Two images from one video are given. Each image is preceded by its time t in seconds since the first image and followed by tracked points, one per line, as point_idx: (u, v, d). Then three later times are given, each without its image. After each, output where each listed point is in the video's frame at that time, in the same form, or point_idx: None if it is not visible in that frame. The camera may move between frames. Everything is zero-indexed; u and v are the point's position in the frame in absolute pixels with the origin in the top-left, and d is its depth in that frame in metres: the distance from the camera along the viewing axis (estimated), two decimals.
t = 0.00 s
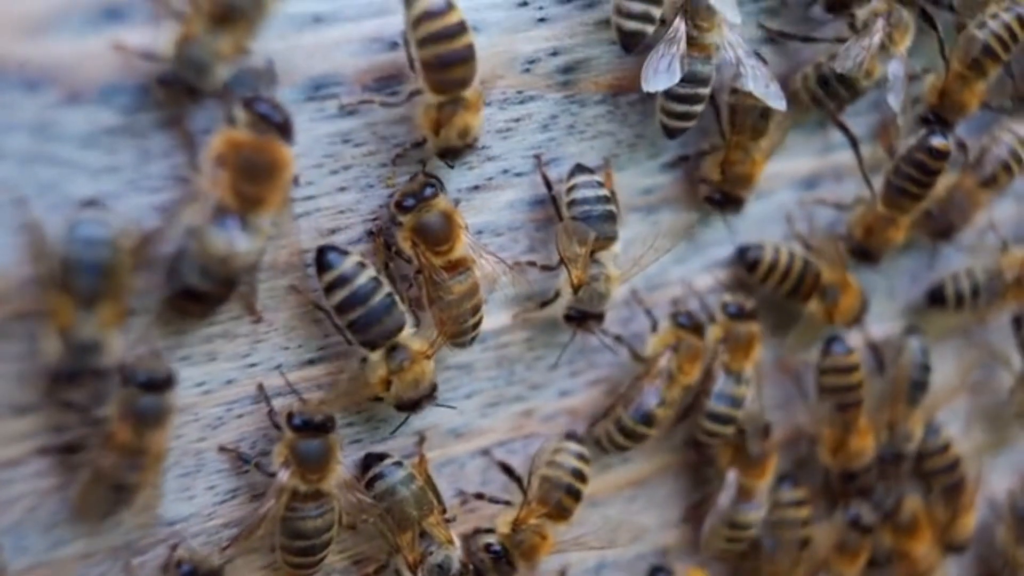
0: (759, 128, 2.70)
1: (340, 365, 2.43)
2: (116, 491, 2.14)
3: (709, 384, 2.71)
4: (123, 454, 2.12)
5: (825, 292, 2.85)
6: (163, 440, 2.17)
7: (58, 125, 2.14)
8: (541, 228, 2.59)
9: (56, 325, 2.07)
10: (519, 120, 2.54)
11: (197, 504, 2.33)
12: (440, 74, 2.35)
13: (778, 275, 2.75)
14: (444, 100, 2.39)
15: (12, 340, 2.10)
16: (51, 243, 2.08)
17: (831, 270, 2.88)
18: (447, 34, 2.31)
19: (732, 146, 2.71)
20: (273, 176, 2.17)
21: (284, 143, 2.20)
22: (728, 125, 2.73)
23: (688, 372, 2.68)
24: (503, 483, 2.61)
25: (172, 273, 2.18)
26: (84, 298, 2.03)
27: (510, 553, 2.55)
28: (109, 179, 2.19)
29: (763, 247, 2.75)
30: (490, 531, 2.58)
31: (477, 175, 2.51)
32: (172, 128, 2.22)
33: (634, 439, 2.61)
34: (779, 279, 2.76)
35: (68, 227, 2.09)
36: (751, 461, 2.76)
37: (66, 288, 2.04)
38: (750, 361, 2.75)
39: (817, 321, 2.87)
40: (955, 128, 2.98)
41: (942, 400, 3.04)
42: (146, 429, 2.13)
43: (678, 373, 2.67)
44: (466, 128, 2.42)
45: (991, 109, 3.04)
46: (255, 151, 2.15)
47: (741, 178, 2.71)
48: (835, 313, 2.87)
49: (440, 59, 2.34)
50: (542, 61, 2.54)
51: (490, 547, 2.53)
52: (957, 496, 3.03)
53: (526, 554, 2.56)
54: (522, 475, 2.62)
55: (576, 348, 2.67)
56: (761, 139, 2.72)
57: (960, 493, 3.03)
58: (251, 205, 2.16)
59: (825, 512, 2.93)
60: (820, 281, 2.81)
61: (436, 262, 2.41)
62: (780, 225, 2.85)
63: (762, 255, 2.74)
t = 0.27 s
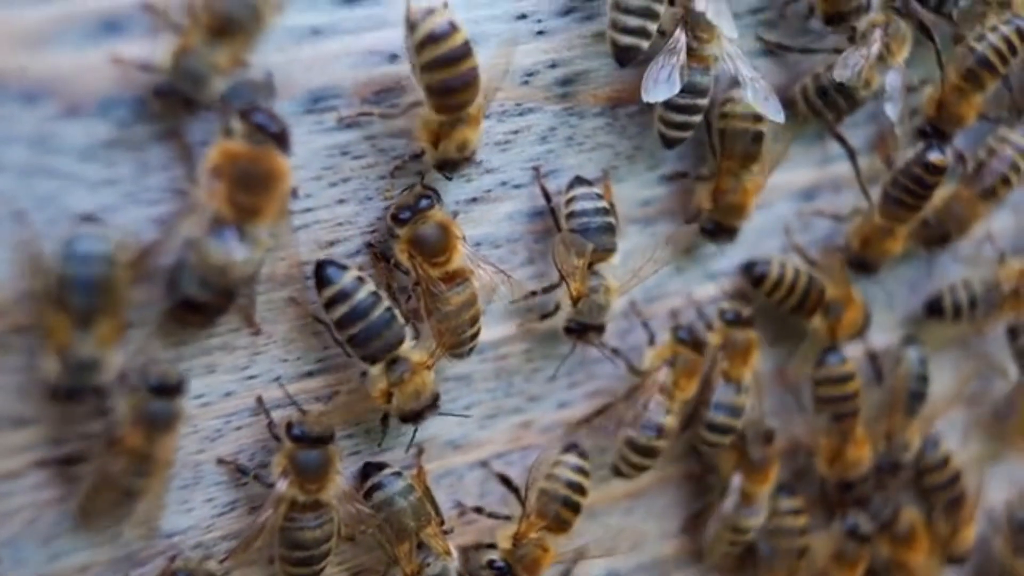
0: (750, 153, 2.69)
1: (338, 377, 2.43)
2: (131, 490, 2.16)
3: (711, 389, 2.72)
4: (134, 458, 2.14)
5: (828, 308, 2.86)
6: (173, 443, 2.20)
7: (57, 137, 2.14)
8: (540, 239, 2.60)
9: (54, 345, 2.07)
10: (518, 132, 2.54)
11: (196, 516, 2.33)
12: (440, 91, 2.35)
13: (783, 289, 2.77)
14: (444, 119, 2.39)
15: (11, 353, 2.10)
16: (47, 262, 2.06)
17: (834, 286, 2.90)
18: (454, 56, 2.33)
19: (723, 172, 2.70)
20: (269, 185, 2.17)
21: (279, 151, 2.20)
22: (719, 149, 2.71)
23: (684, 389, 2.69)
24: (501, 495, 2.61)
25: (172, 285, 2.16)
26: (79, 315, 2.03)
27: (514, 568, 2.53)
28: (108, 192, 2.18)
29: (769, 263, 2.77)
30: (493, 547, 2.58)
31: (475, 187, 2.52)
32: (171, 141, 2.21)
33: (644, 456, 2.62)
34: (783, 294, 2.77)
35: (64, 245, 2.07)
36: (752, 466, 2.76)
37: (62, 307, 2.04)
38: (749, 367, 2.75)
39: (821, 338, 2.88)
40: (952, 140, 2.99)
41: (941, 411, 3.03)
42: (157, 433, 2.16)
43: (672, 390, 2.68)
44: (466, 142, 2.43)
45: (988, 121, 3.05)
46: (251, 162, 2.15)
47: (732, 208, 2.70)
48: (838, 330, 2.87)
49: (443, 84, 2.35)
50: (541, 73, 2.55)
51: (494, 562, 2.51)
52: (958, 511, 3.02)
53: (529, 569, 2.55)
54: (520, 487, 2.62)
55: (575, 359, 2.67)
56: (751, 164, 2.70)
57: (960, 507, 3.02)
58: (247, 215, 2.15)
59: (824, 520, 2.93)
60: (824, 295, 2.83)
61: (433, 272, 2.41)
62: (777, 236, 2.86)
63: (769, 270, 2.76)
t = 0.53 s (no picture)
0: (752, 174, 2.69)
1: (336, 387, 2.42)
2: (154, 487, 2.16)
3: (708, 396, 2.71)
4: (151, 466, 2.14)
5: (829, 322, 2.85)
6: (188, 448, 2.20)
7: (54, 148, 2.13)
8: (539, 249, 2.59)
9: (51, 363, 2.08)
10: (517, 142, 2.55)
11: (194, 526, 2.32)
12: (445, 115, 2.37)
13: (786, 302, 2.77)
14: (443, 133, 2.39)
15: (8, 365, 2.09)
16: (39, 276, 2.07)
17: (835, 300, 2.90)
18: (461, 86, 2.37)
19: (724, 191, 2.72)
20: (269, 193, 2.16)
21: (279, 160, 2.20)
22: (723, 167, 2.72)
23: (677, 403, 2.66)
24: (499, 505, 2.60)
25: (171, 293, 2.16)
26: (75, 332, 2.03)
27: None
28: (106, 203, 2.17)
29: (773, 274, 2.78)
30: (495, 560, 2.59)
31: (474, 198, 2.52)
32: (169, 151, 2.21)
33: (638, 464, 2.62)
34: (786, 306, 2.78)
35: (60, 261, 2.06)
36: (754, 469, 2.75)
37: (59, 325, 2.04)
38: (744, 373, 2.75)
39: (822, 351, 2.87)
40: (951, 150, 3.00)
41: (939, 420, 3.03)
42: (172, 439, 2.16)
43: (666, 404, 2.66)
44: (467, 155, 2.42)
45: (986, 131, 3.06)
46: (251, 171, 2.15)
47: (735, 228, 2.71)
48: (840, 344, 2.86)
49: (450, 112, 2.37)
50: (541, 83, 2.55)
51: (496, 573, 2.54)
52: (957, 528, 3.01)
53: None
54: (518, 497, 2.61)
55: (574, 369, 2.67)
56: (752, 185, 2.72)
57: (960, 525, 3.01)
58: (247, 223, 2.15)
59: (824, 530, 2.94)
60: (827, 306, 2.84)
61: (431, 283, 2.41)
62: (775, 245, 2.86)
63: (772, 281, 2.77)
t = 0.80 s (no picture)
0: (748, 194, 2.71)
1: (333, 401, 2.41)
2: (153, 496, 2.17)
3: (704, 404, 2.73)
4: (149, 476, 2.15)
5: (834, 340, 2.85)
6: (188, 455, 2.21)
7: (53, 160, 2.13)
8: (537, 261, 2.60)
9: (51, 379, 2.07)
10: (515, 154, 2.55)
11: (193, 538, 2.31)
12: (448, 131, 2.38)
13: (792, 314, 2.77)
14: (445, 145, 2.40)
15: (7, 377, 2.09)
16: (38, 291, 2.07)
17: (840, 317, 2.89)
18: (464, 106, 2.39)
19: (722, 214, 2.73)
20: (269, 202, 2.16)
21: (278, 168, 2.20)
22: (716, 193, 2.74)
23: (665, 415, 2.68)
24: (498, 516, 2.60)
25: (169, 304, 2.16)
26: (75, 348, 2.03)
27: None
28: (105, 215, 2.17)
29: (779, 285, 2.79)
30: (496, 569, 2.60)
31: (472, 210, 2.52)
32: (168, 164, 2.21)
33: (622, 472, 2.62)
34: (792, 319, 2.78)
35: (60, 275, 2.06)
36: (758, 475, 2.77)
37: (58, 342, 2.03)
38: (743, 381, 2.76)
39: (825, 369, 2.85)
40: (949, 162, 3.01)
41: (935, 432, 3.05)
42: (172, 446, 2.17)
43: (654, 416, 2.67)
44: (468, 168, 2.43)
45: (985, 144, 3.07)
46: (251, 179, 2.15)
47: (736, 250, 2.73)
48: (844, 360, 2.85)
49: (442, 114, 2.36)
50: (539, 95, 2.55)
51: None
52: (954, 540, 3.01)
53: None
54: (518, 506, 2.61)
55: (573, 380, 2.67)
56: (750, 204, 2.73)
57: (957, 537, 3.01)
58: (247, 232, 2.15)
59: (824, 538, 2.94)
60: (831, 326, 2.83)
61: (430, 297, 2.42)
62: (773, 257, 2.86)
63: (778, 292, 2.77)
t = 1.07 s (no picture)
0: (745, 221, 2.73)
1: (331, 412, 2.41)
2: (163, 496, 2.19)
3: (704, 412, 2.74)
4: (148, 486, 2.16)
5: (836, 353, 2.85)
6: (186, 464, 2.22)
7: (51, 170, 2.13)
8: (536, 272, 2.60)
9: (49, 389, 2.02)
10: (514, 165, 2.56)
11: (191, 548, 2.32)
12: (449, 132, 2.39)
13: (792, 330, 2.76)
14: (449, 153, 2.42)
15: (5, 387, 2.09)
16: (32, 311, 2.03)
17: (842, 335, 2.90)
18: (462, 107, 2.39)
19: (719, 242, 2.74)
20: (269, 214, 2.18)
21: (277, 180, 2.21)
22: (712, 224, 2.75)
23: (660, 426, 2.68)
24: (499, 525, 2.59)
25: (169, 315, 2.12)
26: (76, 358, 2.00)
27: None
28: (103, 225, 2.18)
29: (779, 300, 2.79)
30: None
31: (471, 221, 2.53)
32: (167, 174, 2.22)
33: (611, 479, 2.61)
34: (792, 334, 2.77)
35: (58, 290, 2.05)
36: (758, 480, 2.77)
37: (57, 351, 2.00)
38: (743, 395, 2.78)
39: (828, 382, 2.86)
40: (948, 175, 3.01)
41: (937, 444, 3.03)
42: (172, 454, 2.18)
43: (648, 425, 2.67)
44: (473, 179, 2.45)
45: (982, 156, 3.07)
46: (251, 190, 2.16)
47: (732, 274, 2.73)
48: (846, 375, 2.86)
49: (443, 112, 2.37)
50: (537, 106, 2.55)
51: None
52: (954, 552, 3.01)
53: None
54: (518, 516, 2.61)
55: (571, 391, 2.66)
56: (746, 229, 2.76)
57: (956, 549, 3.01)
58: (248, 243, 2.16)
59: (824, 550, 2.93)
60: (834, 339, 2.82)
61: (427, 309, 2.42)
62: (772, 268, 2.86)
63: (778, 307, 2.77)
